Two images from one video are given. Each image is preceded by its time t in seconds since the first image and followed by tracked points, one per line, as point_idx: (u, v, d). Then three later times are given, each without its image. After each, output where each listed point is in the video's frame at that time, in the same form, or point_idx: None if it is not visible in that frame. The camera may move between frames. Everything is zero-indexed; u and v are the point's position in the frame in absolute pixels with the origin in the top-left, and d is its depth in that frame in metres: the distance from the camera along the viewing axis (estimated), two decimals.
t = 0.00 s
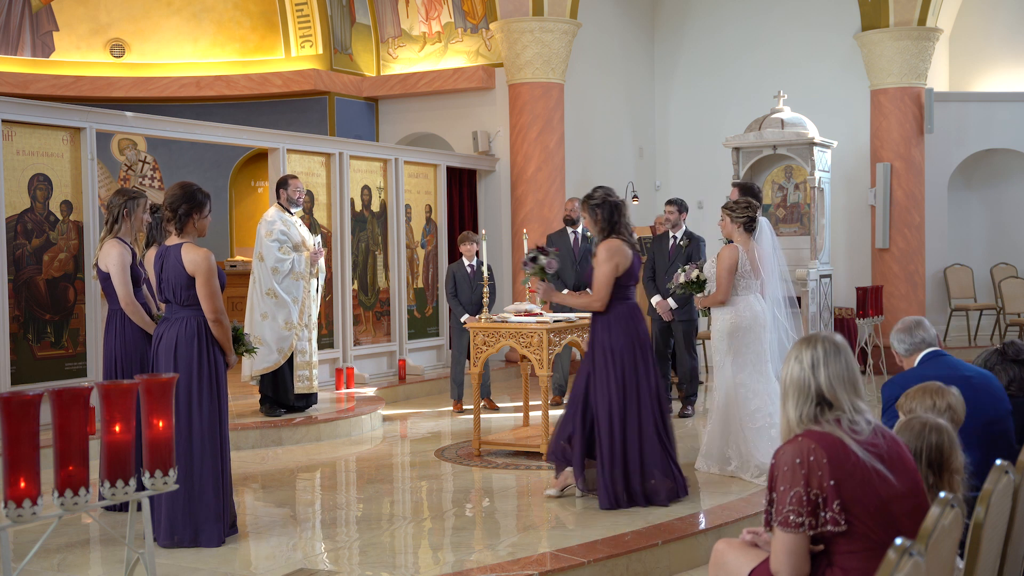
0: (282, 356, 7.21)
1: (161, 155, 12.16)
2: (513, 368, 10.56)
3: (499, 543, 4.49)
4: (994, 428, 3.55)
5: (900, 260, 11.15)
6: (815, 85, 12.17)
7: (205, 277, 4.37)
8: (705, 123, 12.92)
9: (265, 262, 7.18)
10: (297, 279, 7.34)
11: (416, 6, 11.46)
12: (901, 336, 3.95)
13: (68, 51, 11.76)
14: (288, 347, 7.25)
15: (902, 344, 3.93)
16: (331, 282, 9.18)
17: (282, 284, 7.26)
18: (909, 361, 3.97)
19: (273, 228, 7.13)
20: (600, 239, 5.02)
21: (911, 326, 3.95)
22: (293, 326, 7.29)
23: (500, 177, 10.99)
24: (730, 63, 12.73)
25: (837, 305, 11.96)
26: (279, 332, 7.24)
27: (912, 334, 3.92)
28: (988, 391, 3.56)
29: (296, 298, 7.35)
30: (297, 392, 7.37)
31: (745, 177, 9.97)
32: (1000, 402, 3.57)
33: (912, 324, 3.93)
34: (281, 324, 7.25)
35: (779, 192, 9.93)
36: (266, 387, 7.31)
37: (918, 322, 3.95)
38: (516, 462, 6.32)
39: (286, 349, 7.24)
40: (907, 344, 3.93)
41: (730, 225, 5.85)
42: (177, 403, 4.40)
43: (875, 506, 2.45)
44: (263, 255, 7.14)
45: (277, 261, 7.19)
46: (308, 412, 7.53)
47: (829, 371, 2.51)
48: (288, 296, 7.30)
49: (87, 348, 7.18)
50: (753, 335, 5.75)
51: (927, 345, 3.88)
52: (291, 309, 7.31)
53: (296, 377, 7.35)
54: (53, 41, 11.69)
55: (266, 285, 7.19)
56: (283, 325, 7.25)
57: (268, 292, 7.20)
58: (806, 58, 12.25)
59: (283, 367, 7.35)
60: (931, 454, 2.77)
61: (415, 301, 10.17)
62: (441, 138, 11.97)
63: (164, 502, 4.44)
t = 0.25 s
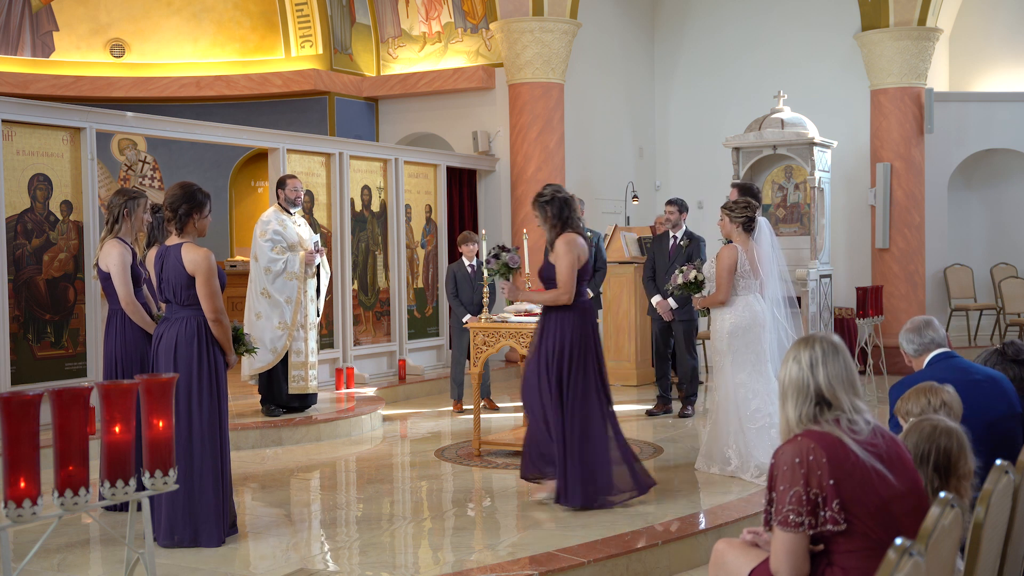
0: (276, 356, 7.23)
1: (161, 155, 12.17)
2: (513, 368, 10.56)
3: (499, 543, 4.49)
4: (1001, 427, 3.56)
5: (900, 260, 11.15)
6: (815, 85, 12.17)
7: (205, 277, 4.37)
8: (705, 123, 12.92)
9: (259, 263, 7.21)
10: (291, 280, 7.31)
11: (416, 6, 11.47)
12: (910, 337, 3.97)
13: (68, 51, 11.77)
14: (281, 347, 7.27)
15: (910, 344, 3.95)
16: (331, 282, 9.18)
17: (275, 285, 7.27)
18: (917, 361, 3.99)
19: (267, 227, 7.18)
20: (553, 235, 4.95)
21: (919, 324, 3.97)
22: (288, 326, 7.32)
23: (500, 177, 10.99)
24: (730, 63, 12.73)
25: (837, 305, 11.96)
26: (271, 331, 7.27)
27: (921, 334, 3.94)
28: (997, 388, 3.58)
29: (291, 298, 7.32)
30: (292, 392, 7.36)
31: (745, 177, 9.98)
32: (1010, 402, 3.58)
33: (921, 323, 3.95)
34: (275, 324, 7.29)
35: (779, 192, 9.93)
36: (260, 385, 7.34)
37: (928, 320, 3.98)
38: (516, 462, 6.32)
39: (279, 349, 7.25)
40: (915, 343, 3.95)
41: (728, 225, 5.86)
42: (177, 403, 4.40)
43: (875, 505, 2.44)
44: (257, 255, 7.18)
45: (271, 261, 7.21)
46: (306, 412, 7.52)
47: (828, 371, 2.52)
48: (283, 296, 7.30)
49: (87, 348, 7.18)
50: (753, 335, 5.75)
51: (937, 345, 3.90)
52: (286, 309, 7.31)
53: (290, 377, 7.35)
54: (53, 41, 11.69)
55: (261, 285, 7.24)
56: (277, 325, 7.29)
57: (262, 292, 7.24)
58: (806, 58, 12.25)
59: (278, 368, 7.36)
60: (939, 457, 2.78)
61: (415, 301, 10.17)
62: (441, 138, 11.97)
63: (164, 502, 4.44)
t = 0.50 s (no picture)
0: (270, 355, 7.22)
1: (161, 155, 12.16)
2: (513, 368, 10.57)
3: (499, 543, 4.49)
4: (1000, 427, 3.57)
5: (900, 260, 11.15)
6: (815, 85, 12.17)
7: (205, 277, 4.37)
8: (705, 123, 12.92)
9: (253, 262, 7.20)
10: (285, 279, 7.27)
11: (416, 6, 11.47)
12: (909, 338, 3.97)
13: (68, 51, 11.77)
14: (275, 346, 7.25)
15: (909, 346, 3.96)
16: (331, 282, 9.19)
17: (269, 284, 7.25)
18: (916, 363, 4.00)
19: (263, 226, 7.18)
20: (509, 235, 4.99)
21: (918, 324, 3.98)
22: (285, 326, 7.29)
23: (500, 177, 10.99)
24: (730, 63, 12.73)
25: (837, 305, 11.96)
26: (265, 331, 7.24)
27: (918, 335, 3.96)
28: (996, 388, 3.58)
29: (285, 298, 7.29)
30: (287, 391, 7.33)
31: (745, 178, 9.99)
32: (1009, 402, 3.58)
33: (919, 325, 3.96)
34: (269, 323, 7.26)
35: (779, 192, 9.96)
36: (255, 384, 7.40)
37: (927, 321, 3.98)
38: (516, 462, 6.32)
39: (272, 349, 7.24)
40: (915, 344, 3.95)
41: (728, 226, 5.86)
42: (177, 403, 4.40)
43: (875, 504, 2.44)
44: (251, 255, 7.18)
45: (265, 260, 7.19)
46: (305, 412, 7.49)
47: (829, 370, 2.53)
48: (278, 296, 7.28)
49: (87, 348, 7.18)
50: (753, 335, 5.75)
51: (934, 347, 3.92)
52: (280, 309, 7.29)
53: (286, 376, 7.33)
54: (53, 41, 11.69)
55: (255, 285, 7.23)
56: (271, 324, 7.26)
57: (257, 292, 7.24)
58: (806, 58, 12.25)
59: (270, 369, 7.35)
60: (945, 459, 2.78)
61: (415, 301, 10.17)
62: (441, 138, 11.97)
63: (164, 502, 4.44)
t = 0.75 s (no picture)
0: (268, 356, 7.21)
1: (161, 155, 12.17)
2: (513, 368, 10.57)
3: (499, 543, 4.49)
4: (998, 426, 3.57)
5: (900, 260, 11.15)
6: (815, 85, 12.17)
7: (205, 277, 4.37)
8: (705, 123, 12.92)
9: (250, 261, 7.20)
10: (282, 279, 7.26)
11: (416, 6, 11.47)
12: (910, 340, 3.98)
13: (68, 51, 11.77)
14: (274, 346, 7.25)
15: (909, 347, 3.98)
16: (331, 282, 9.19)
17: (267, 284, 7.23)
18: (916, 364, 4.01)
19: (261, 226, 7.17)
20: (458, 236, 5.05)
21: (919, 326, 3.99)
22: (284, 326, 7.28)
23: (500, 177, 10.99)
24: (730, 63, 12.73)
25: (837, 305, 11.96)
26: (263, 331, 7.22)
27: (919, 336, 3.97)
28: (996, 387, 3.59)
29: (282, 298, 7.29)
30: (285, 391, 7.34)
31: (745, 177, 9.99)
32: (1010, 402, 3.59)
33: (919, 326, 3.97)
34: (266, 323, 7.24)
35: (779, 192, 10.00)
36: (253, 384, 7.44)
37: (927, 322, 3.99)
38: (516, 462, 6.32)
39: (271, 349, 7.22)
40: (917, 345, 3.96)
41: (728, 226, 5.87)
42: (177, 403, 4.40)
43: (874, 504, 2.44)
44: (249, 254, 7.17)
45: (262, 260, 7.18)
46: (304, 412, 7.50)
47: (826, 371, 2.55)
48: (276, 296, 7.27)
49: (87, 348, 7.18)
50: (753, 334, 5.75)
51: (934, 348, 3.92)
52: (278, 309, 7.27)
53: (284, 376, 7.33)
54: (53, 41, 11.69)
55: (253, 285, 7.21)
56: (269, 323, 7.25)
57: (255, 291, 7.22)
58: (806, 58, 12.25)
59: (268, 369, 7.37)
60: (950, 459, 2.78)
61: (415, 301, 10.17)
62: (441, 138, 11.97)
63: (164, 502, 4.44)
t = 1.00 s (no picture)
0: (268, 356, 7.22)
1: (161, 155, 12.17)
2: (513, 368, 10.57)
3: (499, 543, 4.49)
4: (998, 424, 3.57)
5: (900, 260, 11.15)
6: (815, 85, 12.17)
7: (206, 277, 4.37)
8: (705, 123, 12.92)
9: (249, 262, 7.21)
10: (281, 279, 7.27)
11: (416, 6, 11.47)
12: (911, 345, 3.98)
13: (68, 51, 11.76)
14: (275, 347, 7.26)
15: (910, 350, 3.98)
16: (331, 282, 9.19)
17: (265, 285, 7.24)
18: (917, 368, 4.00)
19: (258, 227, 7.16)
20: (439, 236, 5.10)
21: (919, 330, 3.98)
22: (282, 327, 7.28)
23: (500, 177, 10.99)
24: (730, 63, 12.73)
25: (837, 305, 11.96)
26: (263, 332, 7.23)
27: (920, 339, 3.97)
28: (996, 388, 3.60)
29: (281, 298, 7.30)
30: (285, 392, 7.34)
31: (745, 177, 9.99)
32: (1011, 402, 3.59)
33: (919, 330, 3.98)
34: (266, 324, 7.25)
35: (779, 192, 9.98)
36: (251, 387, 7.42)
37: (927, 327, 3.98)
38: (516, 462, 6.31)
39: (271, 349, 7.23)
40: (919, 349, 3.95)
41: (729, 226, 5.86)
42: (177, 403, 4.40)
43: (867, 501, 2.44)
44: (247, 255, 7.18)
45: (260, 261, 7.19)
46: (304, 412, 7.51)
47: (812, 373, 2.55)
48: (275, 296, 7.28)
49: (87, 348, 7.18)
50: (753, 334, 5.76)
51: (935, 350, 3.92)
52: (277, 309, 7.28)
53: (283, 377, 7.32)
54: (53, 41, 11.69)
55: (252, 286, 7.23)
56: (269, 324, 7.25)
57: (253, 292, 7.24)
58: (806, 58, 12.25)
59: (267, 369, 7.35)
60: (939, 455, 2.75)
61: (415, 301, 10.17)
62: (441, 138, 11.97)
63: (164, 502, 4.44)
